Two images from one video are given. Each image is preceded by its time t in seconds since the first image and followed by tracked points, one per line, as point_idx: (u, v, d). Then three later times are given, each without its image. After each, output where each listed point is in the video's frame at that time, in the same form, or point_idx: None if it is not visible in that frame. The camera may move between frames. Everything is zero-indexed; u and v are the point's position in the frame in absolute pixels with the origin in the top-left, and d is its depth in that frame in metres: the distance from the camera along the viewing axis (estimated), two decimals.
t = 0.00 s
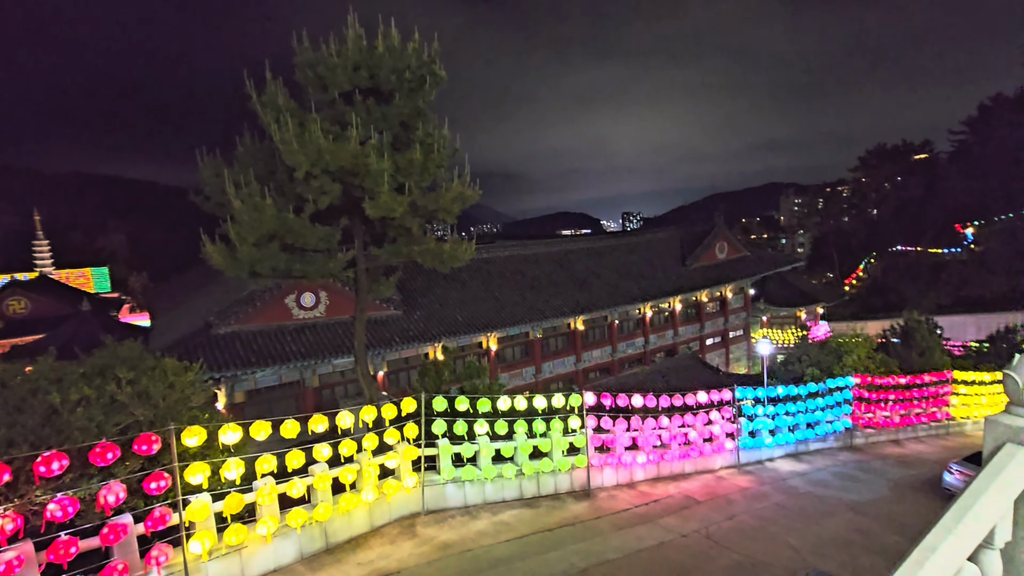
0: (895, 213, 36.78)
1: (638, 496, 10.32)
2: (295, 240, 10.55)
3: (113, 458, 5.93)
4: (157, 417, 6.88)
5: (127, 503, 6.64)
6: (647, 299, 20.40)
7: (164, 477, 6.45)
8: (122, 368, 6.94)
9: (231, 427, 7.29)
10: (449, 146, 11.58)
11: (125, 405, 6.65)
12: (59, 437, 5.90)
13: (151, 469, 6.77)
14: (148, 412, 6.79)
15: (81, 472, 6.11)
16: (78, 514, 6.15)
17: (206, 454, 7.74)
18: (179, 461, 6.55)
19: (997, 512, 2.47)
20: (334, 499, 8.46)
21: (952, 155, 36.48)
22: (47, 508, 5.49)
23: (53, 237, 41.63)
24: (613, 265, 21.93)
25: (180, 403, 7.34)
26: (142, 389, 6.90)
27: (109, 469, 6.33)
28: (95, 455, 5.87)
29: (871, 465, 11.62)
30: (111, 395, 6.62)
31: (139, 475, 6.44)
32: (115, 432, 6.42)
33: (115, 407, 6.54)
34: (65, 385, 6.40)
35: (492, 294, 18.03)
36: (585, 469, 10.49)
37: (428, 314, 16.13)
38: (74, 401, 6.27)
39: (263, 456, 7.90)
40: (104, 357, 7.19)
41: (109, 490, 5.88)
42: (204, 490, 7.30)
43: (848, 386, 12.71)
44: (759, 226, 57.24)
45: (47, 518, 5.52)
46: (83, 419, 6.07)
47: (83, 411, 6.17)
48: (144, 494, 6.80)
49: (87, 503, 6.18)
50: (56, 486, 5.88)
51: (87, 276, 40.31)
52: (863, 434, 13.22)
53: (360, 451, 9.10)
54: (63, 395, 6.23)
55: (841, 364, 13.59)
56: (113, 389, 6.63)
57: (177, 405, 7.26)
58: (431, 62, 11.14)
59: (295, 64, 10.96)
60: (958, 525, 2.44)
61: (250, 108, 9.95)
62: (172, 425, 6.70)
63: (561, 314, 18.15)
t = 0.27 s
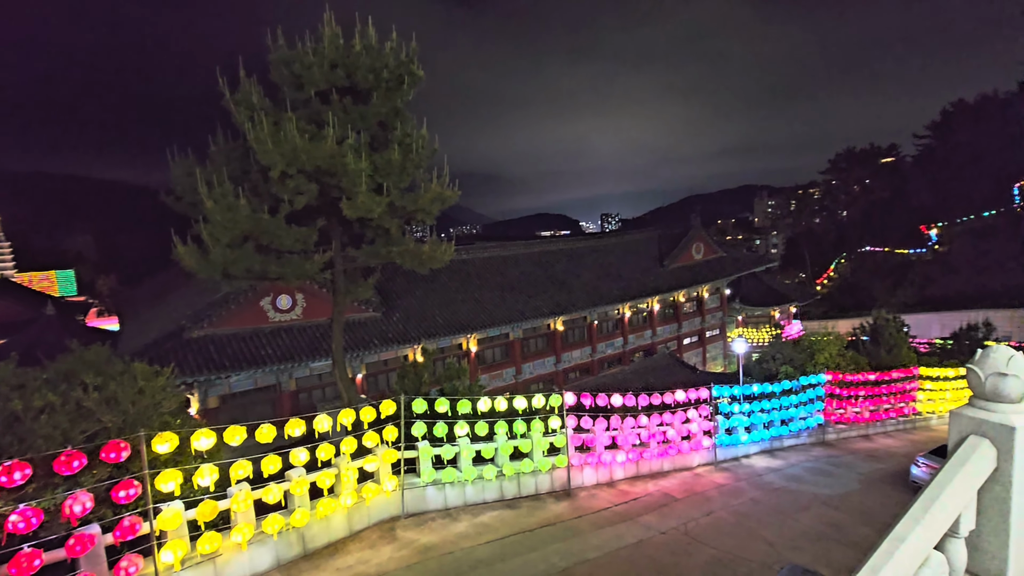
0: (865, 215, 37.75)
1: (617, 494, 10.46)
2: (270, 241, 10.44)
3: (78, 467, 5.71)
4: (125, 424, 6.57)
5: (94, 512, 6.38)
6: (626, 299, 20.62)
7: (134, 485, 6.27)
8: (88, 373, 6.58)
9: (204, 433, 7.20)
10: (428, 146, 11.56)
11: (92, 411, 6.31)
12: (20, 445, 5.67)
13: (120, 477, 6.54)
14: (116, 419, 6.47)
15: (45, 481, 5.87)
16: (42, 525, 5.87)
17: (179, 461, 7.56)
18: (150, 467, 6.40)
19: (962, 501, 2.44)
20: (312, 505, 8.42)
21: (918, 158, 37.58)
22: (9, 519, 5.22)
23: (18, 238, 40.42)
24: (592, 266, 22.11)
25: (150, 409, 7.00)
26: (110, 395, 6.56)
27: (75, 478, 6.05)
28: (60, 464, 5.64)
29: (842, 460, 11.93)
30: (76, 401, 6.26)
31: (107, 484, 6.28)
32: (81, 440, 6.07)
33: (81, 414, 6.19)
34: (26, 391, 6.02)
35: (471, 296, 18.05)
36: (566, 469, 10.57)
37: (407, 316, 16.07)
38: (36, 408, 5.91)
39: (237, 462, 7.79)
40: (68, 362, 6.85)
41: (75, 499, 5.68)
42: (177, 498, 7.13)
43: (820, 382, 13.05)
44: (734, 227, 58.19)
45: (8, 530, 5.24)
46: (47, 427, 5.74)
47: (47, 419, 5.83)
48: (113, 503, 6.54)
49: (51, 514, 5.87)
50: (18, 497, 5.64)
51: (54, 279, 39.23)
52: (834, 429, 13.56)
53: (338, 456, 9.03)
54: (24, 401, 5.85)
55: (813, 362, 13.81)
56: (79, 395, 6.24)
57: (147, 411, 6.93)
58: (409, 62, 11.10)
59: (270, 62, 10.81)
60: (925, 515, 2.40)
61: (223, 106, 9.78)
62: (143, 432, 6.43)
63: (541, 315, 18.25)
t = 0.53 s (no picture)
0: (846, 221, 38.40)
1: (604, 499, 10.49)
2: (254, 246, 10.34)
3: (53, 478, 5.60)
4: (104, 433, 6.44)
5: (71, 525, 6.20)
6: (612, 304, 20.73)
7: (112, 497, 6.15)
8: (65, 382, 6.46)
9: (185, 442, 7.07)
10: (414, 151, 11.55)
11: (69, 421, 6.20)
12: None
13: (97, 489, 6.38)
14: (94, 428, 6.34)
15: (19, 493, 5.74)
16: (15, 539, 5.71)
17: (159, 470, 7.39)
18: (129, 477, 6.27)
19: (943, 501, 2.47)
20: (296, 513, 8.32)
21: (896, 165, 38.36)
22: None
23: None
24: (577, 271, 22.21)
25: (130, 418, 6.87)
26: (88, 404, 6.43)
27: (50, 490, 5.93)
28: (34, 475, 5.53)
29: (825, 463, 12.06)
30: (51, 412, 6.16)
31: (84, 494, 6.14)
32: (56, 450, 5.95)
33: (57, 425, 6.10)
34: None
35: (458, 301, 18.03)
36: (553, 474, 10.58)
37: (393, 322, 16.01)
38: (9, 420, 5.88)
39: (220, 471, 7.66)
40: (44, 371, 6.70)
41: (50, 512, 5.58)
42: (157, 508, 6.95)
43: (803, 386, 13.18)
44: (718, 233, 58.83)
45: None
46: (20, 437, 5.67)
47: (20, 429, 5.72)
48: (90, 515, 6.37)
49: (25, 528, 5.73)
50: None
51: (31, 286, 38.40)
52: (817, 432, 13.73)
53: (323, 463, 8.92)
54: None
55: (795, 366, 14.22)
56: (54, 405, 6.15)
57: (127, 420, 6.81)
58: (395, 67, 11.11)
59: (254, 66, 10.74)
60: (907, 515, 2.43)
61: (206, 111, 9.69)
62: (122, 441, 6.33)
63: (528, 320, 18.28)
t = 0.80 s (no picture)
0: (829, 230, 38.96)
1: (594, 508, 10.49)
2: (240, 255, 10.28)
3: (31, 492, 5.53)
4: (84, 446, 6.36)
5: (49, 539, 6.10)
6: (601, 313, 20.82)
7: (91, 510, 6.07)
8: (44, 393, 6.33)
9: (167, 454, 6.99)
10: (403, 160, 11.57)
11: (48, 434, 6.11)
12: None
13: (77, 503, 6.29)
14: (75, 441, 6.26)
15: None
16: None
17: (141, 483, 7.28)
18: (109, 491, 6.19)
19: (925, 506, 2.50)
20: (281, 526, 8.22)
21: (878, 176, 39.09)
22: None
23: None
24: (566, 280, 22.30)
25: (112, 430, 6.79)
26: (68, 415, 6.34)
27: (28, 505, 5.83)
28: (12, 489, 5.47)
29: (812, 470, 12.16)
30: (30, 424, 6.03)
31: (63, 509, 6.05)
32: (34, 463, 5.86)
33: (36, 437, 5.97)
34: None
35: (446, 310, 18.03)
36: (542, 483, 10.58)
37: (382, 331, 15.95)
38: None
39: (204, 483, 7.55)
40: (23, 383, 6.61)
41: (27, 527, 5.49)
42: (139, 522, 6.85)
43: (790, 393, 13.30)
44: (705, 242, 59.38)
45: None
46: None
47: None
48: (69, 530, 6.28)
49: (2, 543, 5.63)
50: None
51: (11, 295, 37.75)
52: (804, 439, 13.85)
53: (310, 475, 8.83)
54: None
55: (782, 373, 14.27)
56: (33, 416, 6.02)
57: (108, 432, 6.74)
58: (384, 76, 11.16)
59: (242, 74, 10.73)
60: (890, 520, 2.46)
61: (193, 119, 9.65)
62: (103, 454, 6.26)
63: (517, 329, 18.30)
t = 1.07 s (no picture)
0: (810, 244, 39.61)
1: (580, 523, 10.44)
2: (223, 267, 10.18)
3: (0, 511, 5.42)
4: (58, 463, 6.22)
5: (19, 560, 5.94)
6: (587, 326, 20.88)
7: (63, 531, 5.93)
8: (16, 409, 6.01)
9: (144, 472, 6.86)
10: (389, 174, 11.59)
11: (19, 451, 5.84)
12: None
13: (48, 523, 6.13)
14: (48, 459, 6.11)
15: None
16: None
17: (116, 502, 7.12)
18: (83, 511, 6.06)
19: (904, 515, 2.55)
20: (262, 545, 8.07)
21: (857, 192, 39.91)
22: None
23: None
24: (553, 293, 22.38)
25: (87, 447, 6.66)
26: (42, 432, 6.18)
27: None
28: None
29: (796, 482, 12.24)
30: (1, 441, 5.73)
31: (34, 530, 5.90)
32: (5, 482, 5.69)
33: (7, 455, 5.70)
34: None
35: (433, 323, 17.98)
36: (529, 498, 10.52)
37: (367, 345, 15.84)
38: None
39: (183, 501, 7.39)
40: None
41: None
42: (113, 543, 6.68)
43: (773, 405, 13.41)
44: (689, 256, 60.01)
45: None
46: None
47: None
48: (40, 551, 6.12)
49: None
50: None
51: None
52: (788, 452, 13.96)
53: (292, 492, 8.69)
54: None
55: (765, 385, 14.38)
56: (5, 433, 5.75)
57: (84, 449, 6.61)
58: (371, 91, 11.22)
59: (228, 87, 10.71)
60: (871, 530, 2.50)
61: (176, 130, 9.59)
62: (77, 472, 6.13)
63: (503, 342, 18.28)
